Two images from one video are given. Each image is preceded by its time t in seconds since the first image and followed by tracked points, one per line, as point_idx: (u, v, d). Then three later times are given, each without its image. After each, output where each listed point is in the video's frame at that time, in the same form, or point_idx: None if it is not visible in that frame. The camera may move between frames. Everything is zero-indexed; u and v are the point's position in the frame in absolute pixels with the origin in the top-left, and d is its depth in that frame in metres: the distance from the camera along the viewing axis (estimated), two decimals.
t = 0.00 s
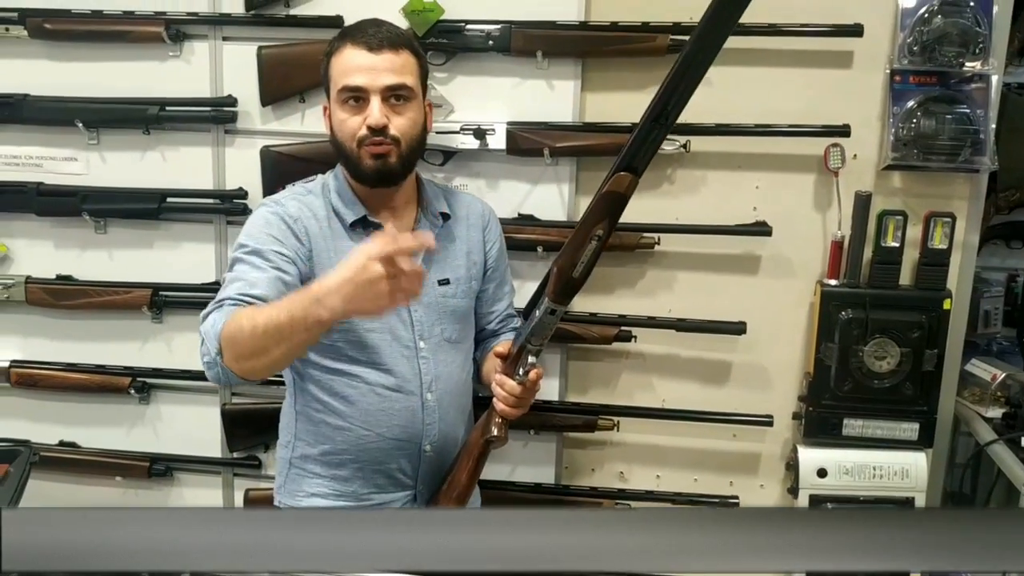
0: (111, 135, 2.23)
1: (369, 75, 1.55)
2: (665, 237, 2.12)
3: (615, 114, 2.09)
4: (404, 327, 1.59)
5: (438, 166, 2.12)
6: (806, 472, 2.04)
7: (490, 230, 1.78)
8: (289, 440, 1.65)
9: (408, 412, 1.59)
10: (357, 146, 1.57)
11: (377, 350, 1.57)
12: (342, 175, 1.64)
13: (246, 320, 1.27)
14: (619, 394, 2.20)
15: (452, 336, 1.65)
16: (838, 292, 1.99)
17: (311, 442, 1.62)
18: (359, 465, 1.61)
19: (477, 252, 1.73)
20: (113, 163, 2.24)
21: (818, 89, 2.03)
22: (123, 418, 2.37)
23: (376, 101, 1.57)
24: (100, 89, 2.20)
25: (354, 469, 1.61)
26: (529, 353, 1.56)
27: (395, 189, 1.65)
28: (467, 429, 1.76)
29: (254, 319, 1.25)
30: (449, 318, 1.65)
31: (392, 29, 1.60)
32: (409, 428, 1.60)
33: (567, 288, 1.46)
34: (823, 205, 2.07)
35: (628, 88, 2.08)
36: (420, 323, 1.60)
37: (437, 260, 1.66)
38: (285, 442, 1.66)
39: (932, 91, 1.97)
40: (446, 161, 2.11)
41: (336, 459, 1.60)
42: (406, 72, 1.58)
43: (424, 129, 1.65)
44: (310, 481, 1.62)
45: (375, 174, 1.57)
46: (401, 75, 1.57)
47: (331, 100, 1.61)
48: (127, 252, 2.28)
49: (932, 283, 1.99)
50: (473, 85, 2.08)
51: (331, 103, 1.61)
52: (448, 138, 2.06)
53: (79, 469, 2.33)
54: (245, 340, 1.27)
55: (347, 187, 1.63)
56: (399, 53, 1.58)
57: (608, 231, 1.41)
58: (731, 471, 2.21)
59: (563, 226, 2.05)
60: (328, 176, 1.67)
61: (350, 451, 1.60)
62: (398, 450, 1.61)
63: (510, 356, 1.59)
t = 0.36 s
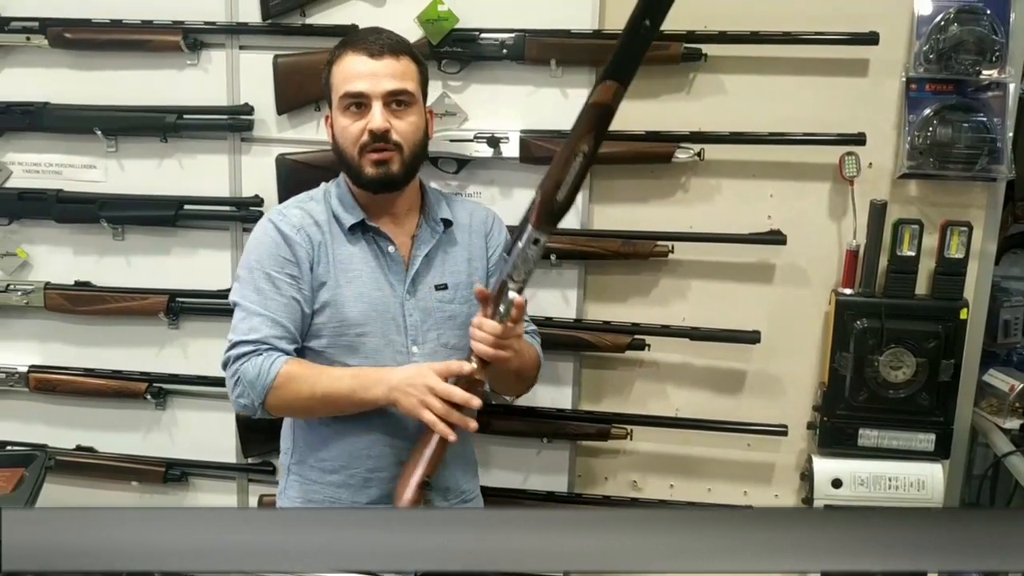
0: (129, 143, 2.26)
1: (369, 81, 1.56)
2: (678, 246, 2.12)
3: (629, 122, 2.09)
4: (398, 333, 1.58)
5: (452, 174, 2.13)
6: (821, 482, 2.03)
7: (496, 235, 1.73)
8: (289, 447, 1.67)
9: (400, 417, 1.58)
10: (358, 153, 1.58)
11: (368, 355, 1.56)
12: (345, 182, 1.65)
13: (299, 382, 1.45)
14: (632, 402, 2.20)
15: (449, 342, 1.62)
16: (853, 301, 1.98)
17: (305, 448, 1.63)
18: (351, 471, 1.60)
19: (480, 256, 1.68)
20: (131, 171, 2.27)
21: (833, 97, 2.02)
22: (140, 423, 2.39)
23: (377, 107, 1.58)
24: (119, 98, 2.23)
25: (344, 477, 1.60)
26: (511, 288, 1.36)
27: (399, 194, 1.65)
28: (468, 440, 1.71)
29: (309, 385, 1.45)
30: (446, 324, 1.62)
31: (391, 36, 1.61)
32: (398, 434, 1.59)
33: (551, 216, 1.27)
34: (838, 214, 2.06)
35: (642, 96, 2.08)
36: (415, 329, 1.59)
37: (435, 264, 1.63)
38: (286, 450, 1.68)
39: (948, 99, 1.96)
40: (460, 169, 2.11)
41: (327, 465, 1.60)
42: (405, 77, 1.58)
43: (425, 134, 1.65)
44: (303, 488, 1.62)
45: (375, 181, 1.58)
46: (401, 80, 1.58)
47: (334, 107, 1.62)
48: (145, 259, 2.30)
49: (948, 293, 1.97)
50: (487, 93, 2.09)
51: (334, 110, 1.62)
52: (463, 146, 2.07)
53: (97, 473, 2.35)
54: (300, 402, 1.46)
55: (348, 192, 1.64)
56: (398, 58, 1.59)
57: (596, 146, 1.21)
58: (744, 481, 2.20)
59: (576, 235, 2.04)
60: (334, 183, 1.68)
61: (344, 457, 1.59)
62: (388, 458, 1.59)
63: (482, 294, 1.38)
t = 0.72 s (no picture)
0: (140, 147, 2.27)
1: (319, 80, 1.54)
2: (687, 250, 2.11)
3: (637, 126, 2.09)
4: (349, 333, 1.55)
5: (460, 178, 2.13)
6: (830, 487, 2.03)
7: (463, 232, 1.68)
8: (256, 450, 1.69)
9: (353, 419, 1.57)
10: (312, 153, 1.56)
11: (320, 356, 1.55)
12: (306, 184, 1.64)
13: (202, 358, 1.41)
14: (640, 406, 2.19)
15: (408, 341, 1.57)
16: (863, 306, 1.98)
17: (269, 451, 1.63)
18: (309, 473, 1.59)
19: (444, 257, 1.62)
20: (142, 174, 2.28)
21: (842, 101, 2.01)
22: (150, 425, 2.40)
23: (328, 105, 1.56)
24: (130, 102, 2.25)
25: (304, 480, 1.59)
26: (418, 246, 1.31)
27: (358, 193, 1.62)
28: (436, 442, 1.67)
29: (209, 360, 1.41)
30: (405, 323, 1.57)
31: (342, 35, 1.60)
32: (353, 436, 1.57)
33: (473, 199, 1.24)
34: (847, 218, 2.06)
35: (649, 100, 2.08)
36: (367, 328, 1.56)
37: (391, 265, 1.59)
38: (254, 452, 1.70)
39: (959, 102, 1.94)
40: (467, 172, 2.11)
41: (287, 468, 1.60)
42: (356, 74, 1.56)
43: (382, 131, 1.62)
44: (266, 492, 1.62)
45: (329, 180, 1.55)
46: (351, 77, 1.55)
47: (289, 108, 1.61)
48: (154, 262, 2.32)
49: (959, 297, 1.96)
50: (495, 97, 2.09)
51: (289, 112, 1.61)
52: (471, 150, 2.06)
53: (106, 475, 2.36)
54: (204, 377, 1.42)
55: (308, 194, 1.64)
56: (348, 55, 1.56)
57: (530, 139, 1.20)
58: (753, 486, 2.19)
59: (584, 238, 2.04)
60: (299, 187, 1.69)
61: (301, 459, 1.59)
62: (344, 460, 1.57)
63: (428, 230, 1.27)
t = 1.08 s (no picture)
0: (142, 147, 2.27)
1: (263, 81, 1.44)
2: (690, 250, 2.11)
3: (640, 126, 2.09)
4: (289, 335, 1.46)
5: (462, 178, 2.13)
6: (834, 489, 2.02)
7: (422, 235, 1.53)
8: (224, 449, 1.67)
9: (299, 422, 1.49)
10: (257, 157, 1.46)
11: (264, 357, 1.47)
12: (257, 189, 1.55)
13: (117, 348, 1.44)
14: (643, 407, 2.19)
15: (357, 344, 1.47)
16: (866, 306, 1.97)
17: (230, 450, 1.61)
18: (262, 475, 1.54)
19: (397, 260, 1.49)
20: (144, 175, 2.28)
21: (845, 101, 2.00)
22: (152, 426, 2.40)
23: (272, 107, 1.44)
24: (132, 103, 2.25)
25: (257, 481, 1.55)
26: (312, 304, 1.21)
27: (307, 198, 1.51)
28: (394, 449, 1.56)
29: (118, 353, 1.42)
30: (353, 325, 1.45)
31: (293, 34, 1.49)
32: (299, 439, 1.50)
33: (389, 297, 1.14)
34: (851, 218, 2.05)
35: (652, 100, 2.07)
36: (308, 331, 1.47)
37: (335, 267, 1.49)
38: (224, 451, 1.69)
39: (963, 102, 1.94)
40: (469, 172, 2.11)
41: (244, 468, 1.57)
42: (303, 75, 1.45)
43: (333, 135, 1.50)
44: (226, 490, 1.61)
45: (274, 184, 1.45)
46: (296, 79, 1.45)
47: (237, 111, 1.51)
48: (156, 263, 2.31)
49: (963, 298, 1.95)
50: (496, 96, 2.09)
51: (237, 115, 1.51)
52: (473, 150, 2.07)
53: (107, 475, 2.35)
54: (115, 364, 1.45)
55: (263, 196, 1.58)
56: (295, 56, 1.46)
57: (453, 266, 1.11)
58: (757, 487, 2.19)
59: (587, 239, 2.04)
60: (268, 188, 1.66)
61: (254, 460, 1.55)
62: (291, 463, 1.51)
63: (332, 304, 1.12)
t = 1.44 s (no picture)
0: (142, 146, 2.27)
1: (249, 80, 1.43)
2: (691, 249, 2.10)
3: (641, 125, 2.09)
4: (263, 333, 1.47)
5: (463, 177, 2.12)
6: (836, 488, 2.01)
7: (403, 236, 1.52)
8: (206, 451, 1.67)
9: (267, 419, 1.48)
10: (240, 156, 1.46)
11: (238, 354, 1.49)
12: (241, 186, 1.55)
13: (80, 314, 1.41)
14: (644, 407, 2.19)
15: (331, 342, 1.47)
16: (868, 306, 1.96)
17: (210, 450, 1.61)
18: (230, 475, 1.52)
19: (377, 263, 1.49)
20: (145, 174, 2.28)
21: (847, 100, 2.00)
22: (153, 425, 2.40)
23: (257, 108, 1.44)
24: (132, 102, 2.24)
25: (226, 481, 1.53)
26: (257, 295, 1.20)
27: (289, 199, 1.51)
28: (366, 455, 1.52)
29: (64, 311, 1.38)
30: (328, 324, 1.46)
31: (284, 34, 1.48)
32: (267, 437, 1.49)
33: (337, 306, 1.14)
34: (853, 218, 2.04)
35: (653, 99, 2.07)
36: (281, 329, 1.46)
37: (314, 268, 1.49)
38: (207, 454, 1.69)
39: (965, 101, 1.93)
40: (470, 171, 2.10)
41: (216, 467, 1.56)
42: (289, 78, 1.45)
43: (317, 139, 1.50)
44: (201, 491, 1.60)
45: (254, 184, 1.46)
46: (283, 81, 1.44)
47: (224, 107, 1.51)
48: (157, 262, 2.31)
49: (965, 297, 1.94)
50: (497, 95, 2.08)
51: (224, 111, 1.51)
52: (474, 149, 2.05)
53: (107, 475, 2.34)
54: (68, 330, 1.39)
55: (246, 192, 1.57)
56: (283, 58, 1.45)
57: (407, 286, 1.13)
58: (758, 487, 2.18)
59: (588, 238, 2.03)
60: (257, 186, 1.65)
61: (224, 459, 1.53)
62: (259, 462, 1.49)
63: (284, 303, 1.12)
